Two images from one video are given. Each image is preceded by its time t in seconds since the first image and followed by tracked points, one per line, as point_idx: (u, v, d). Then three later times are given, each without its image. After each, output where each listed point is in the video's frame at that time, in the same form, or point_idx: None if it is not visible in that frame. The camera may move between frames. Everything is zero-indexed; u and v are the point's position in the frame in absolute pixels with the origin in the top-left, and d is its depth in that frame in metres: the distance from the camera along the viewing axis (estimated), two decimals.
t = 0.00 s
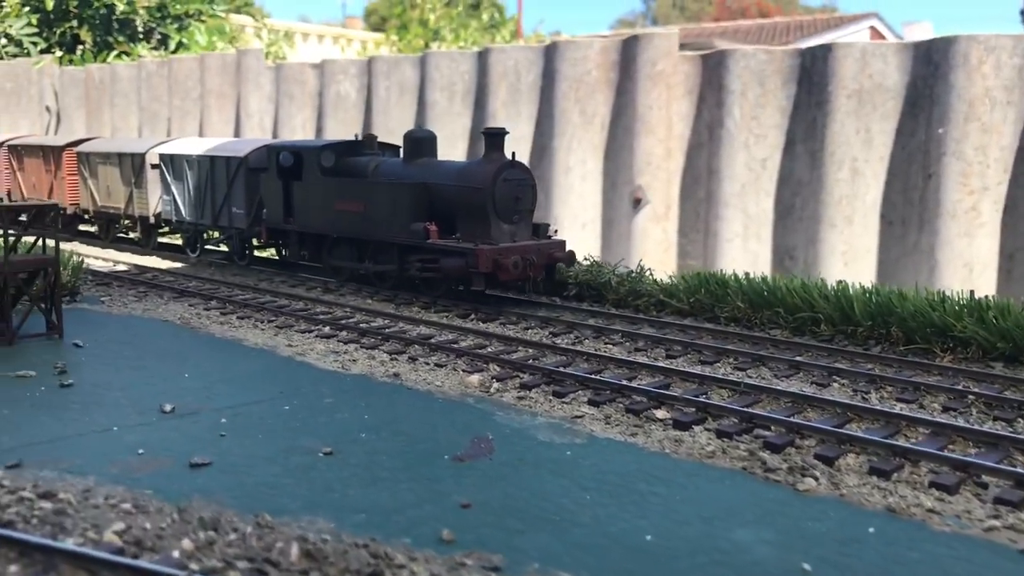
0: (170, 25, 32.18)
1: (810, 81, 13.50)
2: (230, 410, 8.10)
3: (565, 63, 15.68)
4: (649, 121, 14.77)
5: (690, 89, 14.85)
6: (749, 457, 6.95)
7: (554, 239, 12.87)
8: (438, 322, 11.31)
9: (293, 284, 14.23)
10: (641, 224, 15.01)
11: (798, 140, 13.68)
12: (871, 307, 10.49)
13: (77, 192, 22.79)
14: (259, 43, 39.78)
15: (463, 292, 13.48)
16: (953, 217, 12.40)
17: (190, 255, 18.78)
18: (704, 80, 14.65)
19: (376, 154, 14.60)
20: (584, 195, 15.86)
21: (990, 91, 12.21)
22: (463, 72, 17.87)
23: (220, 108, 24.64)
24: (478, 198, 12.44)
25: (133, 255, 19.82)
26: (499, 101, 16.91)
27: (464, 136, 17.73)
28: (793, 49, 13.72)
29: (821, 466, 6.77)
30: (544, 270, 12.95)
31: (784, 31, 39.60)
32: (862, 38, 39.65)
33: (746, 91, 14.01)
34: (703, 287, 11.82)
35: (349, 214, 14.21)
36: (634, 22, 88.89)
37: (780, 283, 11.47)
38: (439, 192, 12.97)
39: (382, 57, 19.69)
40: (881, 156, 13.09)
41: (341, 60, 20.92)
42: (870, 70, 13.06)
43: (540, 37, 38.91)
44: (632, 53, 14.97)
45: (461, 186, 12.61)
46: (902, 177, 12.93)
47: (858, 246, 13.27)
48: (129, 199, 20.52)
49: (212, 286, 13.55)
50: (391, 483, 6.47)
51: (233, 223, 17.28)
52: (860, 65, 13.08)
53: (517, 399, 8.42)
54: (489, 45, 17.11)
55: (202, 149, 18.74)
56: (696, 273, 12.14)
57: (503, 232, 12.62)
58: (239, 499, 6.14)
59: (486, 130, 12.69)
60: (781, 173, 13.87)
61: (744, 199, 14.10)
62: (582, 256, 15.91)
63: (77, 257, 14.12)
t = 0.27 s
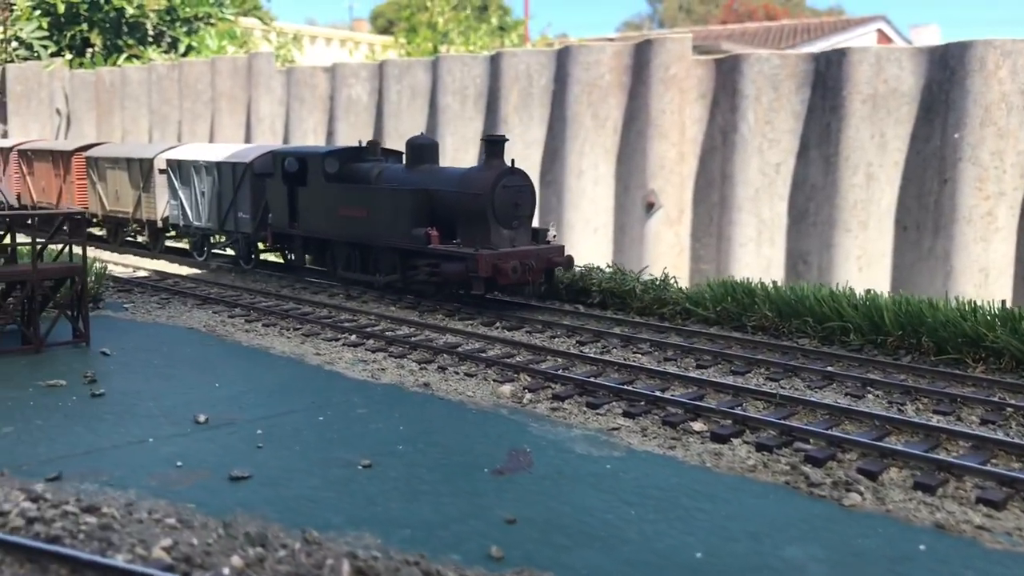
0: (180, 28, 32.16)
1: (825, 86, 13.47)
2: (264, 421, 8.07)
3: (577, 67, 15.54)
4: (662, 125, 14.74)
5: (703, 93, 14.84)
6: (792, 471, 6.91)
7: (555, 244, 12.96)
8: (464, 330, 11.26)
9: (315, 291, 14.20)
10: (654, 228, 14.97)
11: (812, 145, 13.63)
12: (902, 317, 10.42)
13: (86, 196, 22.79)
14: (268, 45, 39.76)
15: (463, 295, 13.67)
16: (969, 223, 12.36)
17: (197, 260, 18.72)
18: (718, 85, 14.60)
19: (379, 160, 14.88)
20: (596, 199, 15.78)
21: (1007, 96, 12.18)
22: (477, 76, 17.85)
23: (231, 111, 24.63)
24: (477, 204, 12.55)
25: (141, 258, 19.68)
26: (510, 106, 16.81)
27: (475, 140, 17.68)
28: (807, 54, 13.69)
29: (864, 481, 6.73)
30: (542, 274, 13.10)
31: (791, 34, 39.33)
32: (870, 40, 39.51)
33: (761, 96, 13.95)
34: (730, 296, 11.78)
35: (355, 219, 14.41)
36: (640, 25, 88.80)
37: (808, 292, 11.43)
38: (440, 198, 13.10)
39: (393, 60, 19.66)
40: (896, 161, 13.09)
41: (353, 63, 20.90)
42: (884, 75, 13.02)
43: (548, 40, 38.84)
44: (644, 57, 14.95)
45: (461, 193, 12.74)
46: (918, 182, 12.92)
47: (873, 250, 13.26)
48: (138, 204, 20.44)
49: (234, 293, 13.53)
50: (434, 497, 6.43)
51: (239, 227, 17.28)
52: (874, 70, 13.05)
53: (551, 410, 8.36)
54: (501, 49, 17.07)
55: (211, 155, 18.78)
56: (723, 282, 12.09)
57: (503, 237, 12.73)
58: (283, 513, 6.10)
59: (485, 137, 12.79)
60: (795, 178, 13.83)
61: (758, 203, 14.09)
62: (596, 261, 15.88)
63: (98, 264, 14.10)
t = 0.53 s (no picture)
0: (186, 32, 32.19)
1: (834, 91, 13.49)
2: (284, 431, 8.07)
3: (584, 71, 15.65)
4: (670, 129, 14.77)
5: (711, 97, 14.82)
6: (816, 483, 6.90)
7: (543, 249, 13.27)
8: (480, 337, 11.25)
9: (329, 298, 14.21)
10: (663, 233, 15.00)
11: (821, 149, 13.66)
12: (919, 325, 10.39)
13: (88, 201, 23.14)
14: (274, 49, 39.79)
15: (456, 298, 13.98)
16: (978, 228, 12.31)
17: (195, 265, 18.77)
18: (726, 89, 14.60)
19: (373, 166, 15.08)
20: (603, 204, 15.81)
21: (1017, 100, 12.10)
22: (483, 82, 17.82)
23: (239, 116, 24.64)
24: (468, 210, 12.84)
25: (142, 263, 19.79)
26: (517, 110, 16.83)
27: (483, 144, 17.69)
28: (815, 58, 13.71)
29: (889, 492, 6.71)
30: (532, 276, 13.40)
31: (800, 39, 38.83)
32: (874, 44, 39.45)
33: (770, 100, 13.97)
34: (745, 303, 11.78)
35: (347, 225, 14.62)
36: (644, 28, 88.80)
37: (825, 299, 11.43)
38: (432, 204, 13.37)
39: (401, 65, 19.67)
40: (905, 165, 13.03)
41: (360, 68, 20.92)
42: (893, 79, 13.01)
43: (553, 44, 38.83)
44: (653, 62, 14.98)
45: (452, 199, 13.02)
46: (927, 187, 12.86)
47: (882, 255, 13.25)
48: (139, 208, 20.58)
49: (248, 300, 13.56)
50: (461, 509, 6.42)
51: (236, 232, 17.43)
52: (883, 74, 13.05)
53: (571, 420, 8.35)
54: (508, 54, 17.07)
55: (206, 161, 18.80)
56: (738, 289, 12.08)
57: (493, 242, 13.02)
58: (309, 525, 6.10)
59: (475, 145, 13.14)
60: (804, 182, 13.86)
61: (767, 207, 14.12)
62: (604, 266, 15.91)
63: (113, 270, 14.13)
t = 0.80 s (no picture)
0: (191, 37, 32.28)
1: (838, 94, 13.52)
2: (296, 438, 8.10)
3: (588, 75, 15.68)
4: (674, 133, 14.82)
5: (715, 100, 14.88)
6: (828, 490, 6.91)
7: (527, 251, 13.51)
8: (489, 343, 11.27)
9: (336, 303, 14.25)
10: (667, 236, 15.01)
11: (825, 152, 13.69)
12: (929, 330, 10.38)
13: (87, 205, 23.64)
14: (278, 53, 39.89)
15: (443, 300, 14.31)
16: (983, 231, 12.31)
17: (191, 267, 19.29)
18: (730, 92, 14.67)
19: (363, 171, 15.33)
20: (608, 207, 15.87)
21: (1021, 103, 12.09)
22: (487, 85, 17.75)
23: (243, 120, 24.70)
24: (452, 214, 13.10)
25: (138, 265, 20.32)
26: (522, 114, 16.79)
27: (487, 148, 17.73)
28: (819, 62, 13.74)
29: (902, 499, 6.73)
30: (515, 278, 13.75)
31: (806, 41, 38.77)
32: (877, 46, 39.38)
33: (774, 104, 14.00)
34: (754, 308, 11.78)
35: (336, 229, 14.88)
36: (647, 31, 88.91)
37: (834, 304, 11.44)
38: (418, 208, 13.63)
39: (405, 69, 19.70)
40: (910, 168, 13.05)
41: (365, 72, 20.96)
42: (898, 82, 13.03)
43: (557, 48, 38.77)
44: (656, 65, 15.02)
45: (437, 203, 13.27)
46: (931, 190, 12.88)
47: (887, 258, 13.27)
48: (136, 211, 21.25)
49: (256, 305, 13.60)
50: (475, 515, 6.44)
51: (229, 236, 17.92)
52: (887, 77, 13.06)
53: (582, 426, 8.36)
54: (512, 58, 17.10)
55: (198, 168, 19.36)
56: (745, 294, 12.10)
57: (477, 245, 13.27)
58: (324, 532, 6.12)
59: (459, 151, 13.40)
60: (808, 186, 13.93)
61: (771, 210, 14.18)
62: (609, 268, 15.98)
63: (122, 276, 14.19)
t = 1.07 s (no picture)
0: (194, 40, 32.29)
1: (844, 96, 13.54)
2: (310, 441, 8.12)
3: (594, 77, 15.74)
4: (679, 135, 14.83)
5: (721, 103, 14.92)
6: (844, 493, 6.91)
7: (512, 252, 13.82)
8: (499, 346, 11.27)
9: (345, 306, 14.26)
10: (672, 238, 15.02)
11: (830, 155, 13.71)
12: (939, 332, 10.37)
13: (86, 208, 23.87)
14: (281, 56, 39.89)
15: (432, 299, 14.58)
16: (989, 233, 12.30)
17: (184, 268, 19.65)
18: (735, 95, 14.69)
19: (353, 174, 15.60)
20: (613, 210, 15.87)
21: None
22: (492, 87, 17.78)
23: (248, 123, 24.74)
24: (439, 215, 13.40)
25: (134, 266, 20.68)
26: (526, 116, 16.79)
27: (491, 151, 17.73)
28: (824, 64, 13.75)
29: (918, 502, 6.72)
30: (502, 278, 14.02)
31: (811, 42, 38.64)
32: (879, 48, 39.36)
33: (779, 106, 14.02)
34: (764, 311, 11.78)
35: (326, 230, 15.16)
36: (649, 33, 88.92)
37: (844, 307, 11.43)
38: (406, 210, 13.92)
39: (410, 72, 19.72)
40: (916, 170, 13.07)
41: (369, 75, 20.99)
42: (903, 85, 13.04)
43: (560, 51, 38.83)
44: (662, 68, 15.05)
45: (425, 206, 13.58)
46: (937, 192, 12.90)
47: (892, 260, 13.28)
48: (133, 213, 21.65)
49: (265, 309, 13.63)
50: (491, 520, 6.44)
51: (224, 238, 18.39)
52: (893, 80, 13.07)
53: (595, 429, 8.36)
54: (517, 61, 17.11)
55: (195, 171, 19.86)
56: (755, 297, 12.09)
57: (464, 246, 13.57)
58: (342, 537, 6.13)
59: (447, 154, 13.71)
60: (813, 188, 13.92)
61: (777, 212, 14.19)
62: (614, 270, 16.03)
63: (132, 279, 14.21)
